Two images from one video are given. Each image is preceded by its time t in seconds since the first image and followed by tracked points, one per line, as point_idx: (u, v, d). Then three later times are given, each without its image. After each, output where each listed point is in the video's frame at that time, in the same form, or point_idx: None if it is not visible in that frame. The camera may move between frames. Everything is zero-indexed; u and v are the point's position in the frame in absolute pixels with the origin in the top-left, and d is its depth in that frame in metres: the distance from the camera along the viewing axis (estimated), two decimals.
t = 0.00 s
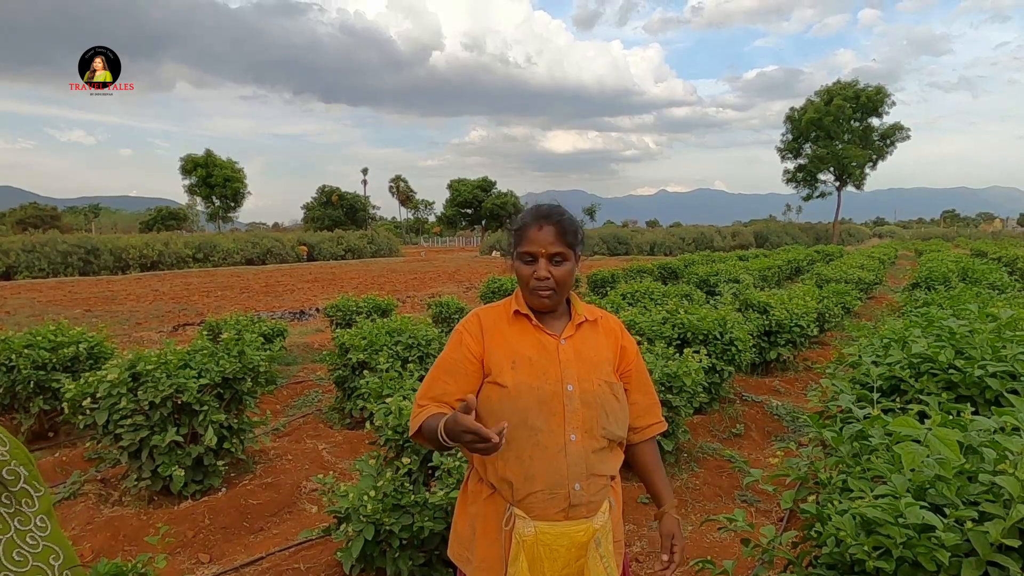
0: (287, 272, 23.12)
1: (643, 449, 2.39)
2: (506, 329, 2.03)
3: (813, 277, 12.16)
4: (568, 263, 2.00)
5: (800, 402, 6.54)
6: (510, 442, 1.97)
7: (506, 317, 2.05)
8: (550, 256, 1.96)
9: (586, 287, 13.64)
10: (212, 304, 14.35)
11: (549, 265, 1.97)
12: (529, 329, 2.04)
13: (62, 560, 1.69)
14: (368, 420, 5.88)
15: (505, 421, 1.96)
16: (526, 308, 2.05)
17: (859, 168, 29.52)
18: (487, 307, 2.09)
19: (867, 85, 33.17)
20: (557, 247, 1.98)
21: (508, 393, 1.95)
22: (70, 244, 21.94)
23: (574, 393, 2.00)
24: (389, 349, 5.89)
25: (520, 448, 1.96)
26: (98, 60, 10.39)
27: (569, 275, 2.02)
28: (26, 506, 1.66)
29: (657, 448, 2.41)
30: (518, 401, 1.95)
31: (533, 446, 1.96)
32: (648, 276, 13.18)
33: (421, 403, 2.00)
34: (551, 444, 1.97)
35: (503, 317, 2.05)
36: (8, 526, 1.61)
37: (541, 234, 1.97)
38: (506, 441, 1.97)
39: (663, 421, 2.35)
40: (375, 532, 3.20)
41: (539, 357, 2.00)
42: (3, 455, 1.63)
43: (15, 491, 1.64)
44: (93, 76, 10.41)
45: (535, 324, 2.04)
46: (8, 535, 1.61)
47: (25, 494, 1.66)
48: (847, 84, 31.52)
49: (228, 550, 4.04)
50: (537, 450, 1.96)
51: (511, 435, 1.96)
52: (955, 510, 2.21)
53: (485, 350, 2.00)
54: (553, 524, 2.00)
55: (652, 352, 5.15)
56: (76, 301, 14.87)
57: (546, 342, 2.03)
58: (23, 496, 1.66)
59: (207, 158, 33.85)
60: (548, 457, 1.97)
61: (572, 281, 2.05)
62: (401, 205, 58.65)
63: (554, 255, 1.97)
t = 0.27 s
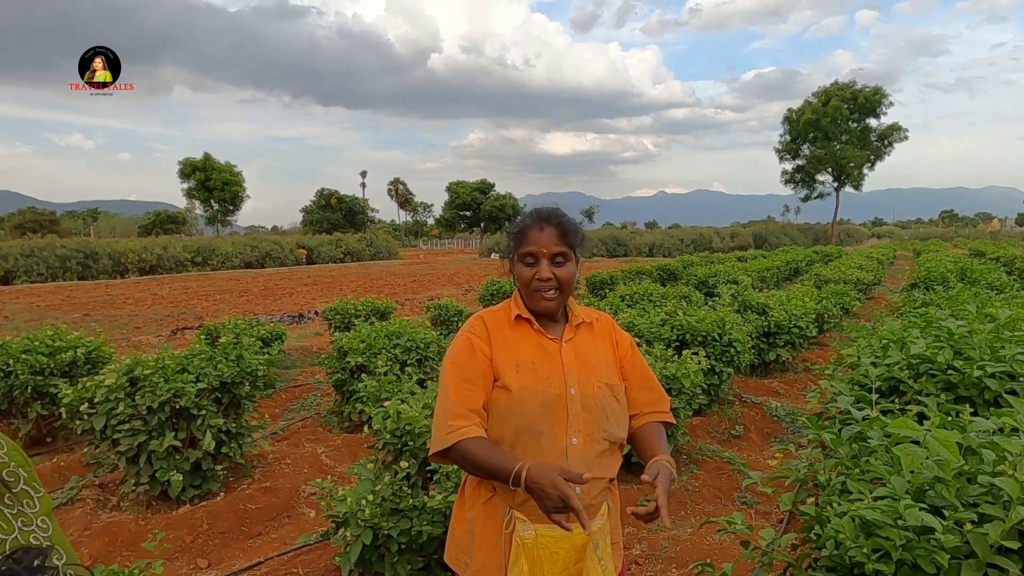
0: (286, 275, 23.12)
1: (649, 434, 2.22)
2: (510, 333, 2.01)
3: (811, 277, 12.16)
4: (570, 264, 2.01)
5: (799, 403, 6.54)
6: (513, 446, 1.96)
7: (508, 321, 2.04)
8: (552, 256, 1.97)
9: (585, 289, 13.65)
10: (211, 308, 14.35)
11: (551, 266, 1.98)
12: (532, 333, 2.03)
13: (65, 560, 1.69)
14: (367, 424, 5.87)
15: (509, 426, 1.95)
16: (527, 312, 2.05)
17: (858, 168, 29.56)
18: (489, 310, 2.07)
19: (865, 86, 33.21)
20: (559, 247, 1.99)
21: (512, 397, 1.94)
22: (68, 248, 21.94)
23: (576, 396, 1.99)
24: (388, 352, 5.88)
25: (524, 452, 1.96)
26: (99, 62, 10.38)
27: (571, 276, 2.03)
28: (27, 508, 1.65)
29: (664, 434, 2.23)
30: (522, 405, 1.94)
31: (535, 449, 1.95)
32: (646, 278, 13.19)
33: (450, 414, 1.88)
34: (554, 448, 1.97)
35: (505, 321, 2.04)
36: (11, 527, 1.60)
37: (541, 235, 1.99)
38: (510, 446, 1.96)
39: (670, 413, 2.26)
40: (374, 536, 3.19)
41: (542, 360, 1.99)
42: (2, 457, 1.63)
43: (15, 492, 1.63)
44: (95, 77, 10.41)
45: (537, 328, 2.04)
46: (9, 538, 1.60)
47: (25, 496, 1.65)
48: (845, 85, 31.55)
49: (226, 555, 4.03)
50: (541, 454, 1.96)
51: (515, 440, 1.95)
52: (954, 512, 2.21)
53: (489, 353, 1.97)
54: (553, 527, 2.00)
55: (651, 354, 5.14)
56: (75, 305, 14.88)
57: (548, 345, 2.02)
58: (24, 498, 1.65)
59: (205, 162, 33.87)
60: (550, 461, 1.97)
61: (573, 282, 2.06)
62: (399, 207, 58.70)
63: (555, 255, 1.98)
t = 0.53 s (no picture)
0: (279, 277, 23.06)
1: (633, 457, 2.33)
2: (503, 337, 2.01)
3: (804, 280, 12.21)
4: (552, 250, 2.01)
5: (792, 405, 6.57)
6: (503, 453, 1.96)
7: (502, 325, 2.03)
8: (528, 242, 1.99)
9: (578, 291, 13.67)
10: (204, 310, 14.30)
11: (528, 250, 1.99)
12: (525, 337, 2.03)
13: (58, 565, 1.67)
14: (360, 427, 5.85)
15: (500, 432, 1.94)
16: (519, 314, 2.04)
17: (850, 171, 29.75)
18: (482, 313, 2.06)
19: (857, 89, 33.41)
20: (539, 235, 2.01)
21: (503, 404, 1.93)
22: (60, 250, 21.80)
23: (569, 404, 1.98)
24: (382, 355, 5.87)
25: (514, 459, 1.95)
26: (100, 61, 10.32)
27: (554, 263, 2.02)
28: (21, 511, 1.64)
29: (647, 459, 2.33)
30: (513, 412, 1.93)
31: (526, 458, 1.95)
32: (640, 280, 13.22)
33: (431, 422, 1.91)
34: (546, 456, 1.96)
35: (498, 324, 2.03)
36: (4, 531, 1.60)
37: (522, 222, 2.03)
38: (500, 452, 1.96)
39: (658, 431, 2.31)
40: (366, 540, 3.17)
41: (534, 366, 1.98)
42: None
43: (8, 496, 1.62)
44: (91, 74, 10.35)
45: (530, 332, 2.03)
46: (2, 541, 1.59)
47: (19, 499, 1.64)
48: (837, 88, 31.74)
49: (217, 559, 4.00)
50: (532, 462, 1.96)
51: (505, 446, 1.95)
52: (944, 513, 2.22)
53: (481, 357, 1.96)
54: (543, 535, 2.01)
55: (644, 356, 5.15)
56: (66, 307, 14.80)
57: (541, 351, 2.02)
58: (18, 501, 1.64)
59: (198, 164, 33.74)
60: (541, 469, 1.96)
61: (558, 274, 2.06)
62: (394, 209, 58.63)
63: (533, 241, 1.99)
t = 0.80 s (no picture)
0: (270, 281, 22.94)
1: (624, 464, 2.38)
2: (491, 344, 2.00)
3: (793, 285, 12.29)
4: (543, 265, 2.01)
5: (781, 410, 6.59)
6: (490, 460, 1.96)
7: (492, 331, 2.03)
8: (520, 256, 1.98)
9: (570, 296, 13.68)
10: (194, 315, 14.21)
11: (520, 265, 1.98)
12: (514, 344, 2.02)
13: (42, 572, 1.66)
14: (350, 432, 5.83)
15: (486, 439, 1.95)
16: (510, 321, 2.03)
17: (839, 177, 30.00)
18: (473, 319, 2.07)
19: (846, 96, 33.73)
20: (530, 248, 1.99)
21: (490, 410, 1.94)
22: (48, 254, 21.58)
23: (557, 411, 1.98)
24: (372, 359, 5.85)
25: (501, 466, 1.95)
26: (99, 61, 10.25)
27: (544, 276, 2.02)
28: (6, 518, 1.62)
29: (635, 467, 2.41)
30: (499, 418, 1.93)
31: (513, 464, 1.95)
32: (631, 285, 13.26)
33: (406, 427, 1.99)
34: (533, 462, 1.96)
35: (487, 331, 2.03)
36: None
37: (513, 235, 2.01)
38: (487, 459, 1.97)
39: (645, 436, 2.32)
40: (356, 546, 3.16)
41: (522, 372, 1.98)
42: None
43: None
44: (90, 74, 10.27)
45: (519, 338, 2.02)
46: None
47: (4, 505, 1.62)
48: (827, 94, 32.02)
49: (205, 565, 3.97)
50: (518, 469, 1.95)
51: (492, 453, 1.95)
52: (931, 518, 2.23)
53: (468, 364, 1.98)
54: (530, 542, 2.00)
55: (635, 361, 5.16)
56: (53, 311, 14.65)
57: (530, 357, 2.01)
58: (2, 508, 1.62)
59: (189, 167, 33.56)
60: (529, 475, 1.96)
61: (549, 286, 2.05)
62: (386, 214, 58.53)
63: (524, 255, 1.98)
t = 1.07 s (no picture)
0: (265, 282, 22.89)
1: (625, 454, 2.37)
2: (488, 345, 2.00)
3: (788, 284, 12.33)
4: (532, 285, 1.97)
5: (777, 408, 6.61)
6: (492, 459, 1.95)
7: (486, 333, 2.02)
8: (511, 282, 1.92)
9: (566, 295, 13.70)
10: (189, 315, 14.17)
11: (511, 290, 1.94)
12: (510, 346, 2.02)
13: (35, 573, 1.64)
14: (347, 432, 5.82)
15: (487, 439, 1.93)
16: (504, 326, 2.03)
17: (834, 176, 30.11)
18: (466, 321, 2.05)
19: (841, 96, 33.85)
20: (519, 273, 1.93)
21: (491, 410, 1.92)
22: (42, 255, 21.50)
23: (556, 408, 1.99)
24: (368, 360, 5.85)
25: (503, 464, 1.95)
26: (99, 61, 10.22)
27: (535, 295, 1.99)
28: None
29: (637, 455, 2.39)
30: (500, 417, 1.92)
31: (515, 462, 1.95)
32: (627, 284, 13.28)
33: (421, 429, 1.87)
34: (534, 459, 1.96)
35: (483, 332, 2.02)
36: None
37: (500, 261, 1.93)
38: (489, 459, 1.95)
39: (641, 424, 2.33)
40: (352, 547, 3.15)
41: (521, 372, 1.98)
42: None
43: None
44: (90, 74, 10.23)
45: (515, 340, 2.02)
46: None
47: None
48: (822, 94, 32.13)
49: (201, 567, 3.96)
50: (520, 467, 1.95)
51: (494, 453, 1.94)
52: (925, 515, 2.24)
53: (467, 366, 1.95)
54: (532, 537, 1.99)
55: (631, 360, 5.17)
56: (48, 313, 14.59)
57: (527, 357, 2.02)
58: None
59: (184, 168, 33.47)
60: (530, 473, 1.96)
61: (540, 301, 2.02)
62: (382, 214, 58.48)
63: (514, 280, 1.92)
